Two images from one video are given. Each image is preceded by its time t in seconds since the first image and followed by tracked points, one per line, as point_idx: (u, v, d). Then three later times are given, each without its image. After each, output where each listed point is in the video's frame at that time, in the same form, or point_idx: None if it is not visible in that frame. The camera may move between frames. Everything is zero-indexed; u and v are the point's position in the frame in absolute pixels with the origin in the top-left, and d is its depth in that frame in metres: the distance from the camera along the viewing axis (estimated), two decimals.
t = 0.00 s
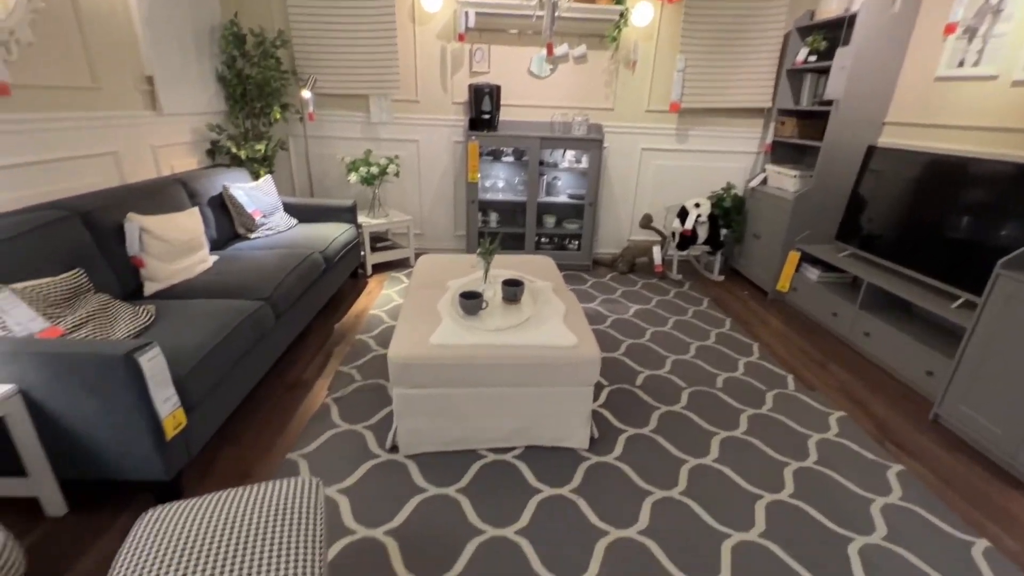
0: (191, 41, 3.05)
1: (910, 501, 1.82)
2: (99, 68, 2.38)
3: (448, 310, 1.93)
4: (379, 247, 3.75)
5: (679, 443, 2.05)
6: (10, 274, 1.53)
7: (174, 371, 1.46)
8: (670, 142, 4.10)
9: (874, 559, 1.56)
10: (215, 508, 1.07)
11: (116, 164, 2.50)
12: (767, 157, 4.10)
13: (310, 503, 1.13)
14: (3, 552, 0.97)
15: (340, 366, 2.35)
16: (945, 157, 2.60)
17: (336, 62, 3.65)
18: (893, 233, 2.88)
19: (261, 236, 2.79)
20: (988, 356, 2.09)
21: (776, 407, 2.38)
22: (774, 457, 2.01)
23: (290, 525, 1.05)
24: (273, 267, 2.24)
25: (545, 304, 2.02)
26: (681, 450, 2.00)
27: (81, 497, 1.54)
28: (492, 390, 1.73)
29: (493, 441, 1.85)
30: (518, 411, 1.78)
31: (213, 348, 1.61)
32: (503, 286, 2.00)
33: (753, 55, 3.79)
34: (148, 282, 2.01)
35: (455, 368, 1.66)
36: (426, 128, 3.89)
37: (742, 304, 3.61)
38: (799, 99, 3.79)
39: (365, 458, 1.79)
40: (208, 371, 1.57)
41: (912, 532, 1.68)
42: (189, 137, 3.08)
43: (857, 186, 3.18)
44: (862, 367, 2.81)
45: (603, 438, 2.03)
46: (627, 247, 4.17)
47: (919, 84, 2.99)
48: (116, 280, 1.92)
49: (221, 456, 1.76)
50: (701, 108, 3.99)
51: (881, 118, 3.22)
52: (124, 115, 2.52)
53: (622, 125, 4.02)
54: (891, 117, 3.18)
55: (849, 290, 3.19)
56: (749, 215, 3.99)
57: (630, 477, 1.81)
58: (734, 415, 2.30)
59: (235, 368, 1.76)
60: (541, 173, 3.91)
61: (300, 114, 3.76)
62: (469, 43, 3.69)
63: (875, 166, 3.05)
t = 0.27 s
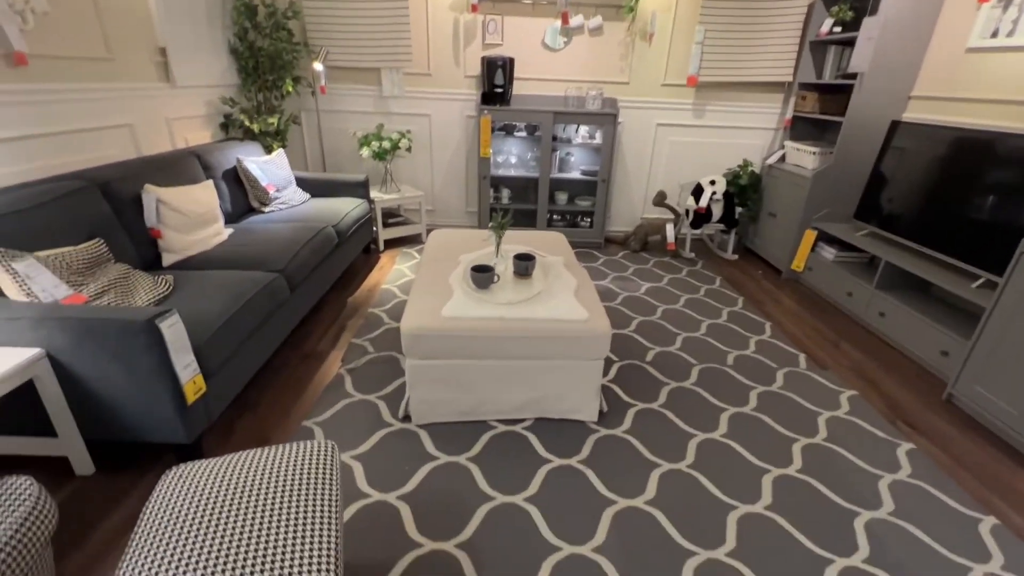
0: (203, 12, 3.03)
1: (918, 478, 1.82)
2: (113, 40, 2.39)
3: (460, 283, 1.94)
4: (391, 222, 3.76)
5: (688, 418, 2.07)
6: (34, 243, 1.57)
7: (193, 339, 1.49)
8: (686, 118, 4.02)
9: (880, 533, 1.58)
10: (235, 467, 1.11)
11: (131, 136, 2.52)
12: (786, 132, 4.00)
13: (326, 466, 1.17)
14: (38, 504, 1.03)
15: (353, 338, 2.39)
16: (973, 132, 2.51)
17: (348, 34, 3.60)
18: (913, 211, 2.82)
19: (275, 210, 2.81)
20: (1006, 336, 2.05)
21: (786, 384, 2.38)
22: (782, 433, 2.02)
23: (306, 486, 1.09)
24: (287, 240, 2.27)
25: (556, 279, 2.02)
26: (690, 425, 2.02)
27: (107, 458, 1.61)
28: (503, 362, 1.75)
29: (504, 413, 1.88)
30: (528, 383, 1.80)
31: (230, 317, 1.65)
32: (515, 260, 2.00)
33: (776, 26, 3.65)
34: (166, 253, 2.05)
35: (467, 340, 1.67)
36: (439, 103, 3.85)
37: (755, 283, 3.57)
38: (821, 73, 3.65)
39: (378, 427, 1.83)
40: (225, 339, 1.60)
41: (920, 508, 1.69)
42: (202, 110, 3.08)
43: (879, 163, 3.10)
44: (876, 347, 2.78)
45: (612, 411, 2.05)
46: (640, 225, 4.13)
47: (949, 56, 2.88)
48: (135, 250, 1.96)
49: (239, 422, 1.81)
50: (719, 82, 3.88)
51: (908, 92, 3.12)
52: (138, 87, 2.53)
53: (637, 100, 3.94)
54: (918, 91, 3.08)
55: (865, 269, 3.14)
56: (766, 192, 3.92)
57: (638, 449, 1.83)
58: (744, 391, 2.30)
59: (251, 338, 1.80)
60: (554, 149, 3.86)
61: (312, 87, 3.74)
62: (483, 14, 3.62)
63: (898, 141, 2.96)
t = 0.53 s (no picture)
0: None
1: (923, 465, 1.83)
2: (121, 19, 2.38)
3: (467, 266, 1.94)
4: (398, 206, 3.76)
5: (693, 402, 2.07)
6: (47, 221, 1.59)
7: (203, 317, 1.51)
8: (697, 101, 3.96)
9: (882, 517, 1.59)
10: (246, 441, 1.14)
11: (140, 117, 2.53)
12: (798, 117, 3.93)
13: (334, 443, 1.18)
14: (55, 474, 1.06)
15: (361, 320, 2.41)
16: (990, 116, 2.46)
17: (355, 14, 3.56)
18: (926, 198, 2.78)
19: (283, 192, 2.82)
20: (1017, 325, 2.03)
21: (792, 370, 2.38)
22: (787, 419, 2.02)
23: (314, 461, 1.11)
24: (295, 222, 2.28)
25: (563, 263, 2.02)
26: (695, 409, 2.03)
27: (121, 433, 1.65)
28: (509, 344, 1.76)
29: (510, 395, 1.89)
30: (534, 365, 1.81)
31: (239, 296, 1.66)
32: (522, 243, 2.00)
33: (791, 7, 3.56)
34: (175, 233, 2.07)
35: (473, 322, 1.68)
36: (446, 85, 3.82)
37: (763, 270, 3.55)
38: (837, 56, 3.58)
39: (385, 407, 1.85)
40: (235, 318, 1.62)
41: (922, 493, 1.69)
42: (210, 91, 3.08)
43: (892, 148, 3.04)
44: (884, 335, 2.77)
45: (617, 394, 2.06)
46: (647, 210, 4.10)
47: (969, 38, 2.81)
48: (146, 230, 1.98)
49: (249, 400, 1.84)
50: (732, 65, 3.82)
51: (925, 75, 3.05)
52: (146, 67, 2.53)
53: (647, 83, 3.88)
54: (935, 74, 3.01)
55: (875, 256, 3.11)
56: (776, 178, 3.87)
57: (642, 432, 1.85)
58: (749, 376, 2.31)
59: (260, 318, 1.82)
60: (562, 133, 3.83)
61: (319, 68, 3.72)
62: None
63: (913, 126, 2.91)
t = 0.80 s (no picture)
0: None
1: (924, 456, 1.83)
2: (127, 5, 2.38)
3: (471, 255, 1.95)
4: (402, 195, 3.76)
5: (696, 392, 2.08)
6: (56, 208, 1.61)
7: (211, 305, 1.53)
8: (704, 92, 3.93)
9: (882, 507, 1.60)
10: (254, 426, 1.16)
11: (146, 104, 2.54)
12: (806, 108, 3.89)
13: (340, 429, 1.20)
14: (68, 456, 1.08)
15: (365, 309, 2.43)
16: (1001, 108, 2.43)
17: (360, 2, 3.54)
18: (934, 190, 2.76)
19: (288, 180, 2.82)
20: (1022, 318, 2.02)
21: (795, 362, 2.38)
22: (789, 409, 2.03)
23: (320, 447, 1.13)
24: (300, 211, 2.28)
25: (568, 253, 2.03)
26: (698, 399, 2.04)
27: (130, 417, 1.67)
28: (513, 333, 1.77)
29: (513, 383, 1.91)
30: (537, 354, 1.82)
31: (246, 284, 1.67)
32: (527, 233, 2.00)
33: None
34: (182, 221, 2.08)
35: (477, 311, 1.70)
36: (451, 74, 3.80)
37: (768, 262, 3.54)
38: (846, 46, 3.53)
39: (390, 394, 1.87)
40: (242, 305, 1.64)
41: (923, 484, 1.70)
42: (216, 79, 3.08)
43: (901, 140, 3.02)
44: (889, 328, 2.76)
45: (620, 384, 2.07)
46: (652, 201, 4.09)
47: (981, 28, 2.76)
48: (153, 217, 2.00)
49: (255, 387, 1.86)
50: (739, 55, 3.78)
51: (935, 66, 3.01)
52: (152, 54, 2.54)
53: (654, 72, 3.85)
54: (946, 65, 2.97)
55: (881, 249, 3.10)
56: (783, 169, 3.84)
57: (645, 421, 1.86)
58: (752, 367, 2.31)
59: (266, 306, 1.83)
60: (568, 123, 3.81)
61: (325, 57, 3.70)
62: None
63: (922, 118, 2.88)
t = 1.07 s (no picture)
0: None
1: (923, 450, 1.84)
2: None
3: (472, 247, 1.95)
4: (404, 187, 3.76)
5: (696, 385, 2.09)
6: (58, 198, 1.61)
7: (213, 295, 1.54)
8: (708, 84, 3.90)
9: (880, 499, 1.60)
10: (256, 416, 1.16)
11: (148, 95, 2.53)
12: (811, 101, 3.86)
13: (342, 419, 1.21)
14: (73, 444, 1.09)
15: (367, 300, 2.43)
16: (1007, 101, 2.41)
17: None
18: (938, 184, 2.74)
19: (289, 172, 2.82)
20: None
21: (796, 355, 2.39)
22: (789, 403, 2.03)
23: (323, 437, 1.13)
24: (302, 202, 2.28)
25: (569, 246, 2.02)
26: (698, 391, 2.04)
27: (134, 406, 1.69)
28: (514, 325, 1.78)
29: (514, 375, 1.91)
30: (538, 346, 1.83)
31: (248, 275, 1.68)
32: (529, 225, 2.00)
33: None
34: (184, 212, 2.09)
35: (478, 303, 1.70)
36: (453, 65, 3.78)
37: (771, 255, 3.53)
38: (852, 38, 3.50)
39: (392, 385, 1.88)
40: (244, 296, 1.64)
41: (921, 477, 1.71)
42: (217, 69, 3.07)
43: (906, 133, 3.00)
44: (890, 322, 2.76)
45: (620, 376, 2.08)
46: (655, 195, 4.07)
47: (989, 20, 2.73)
48: (155, 208, 2.00)
49: (258, 377, 1.87)
50: (744, 47, 3.75)
51: (942, 58, 2.98)
52: (153, 44, 2.53)
53: (657, 64, 3.82)
54: (953, 57, 2.94)
55: (884, 243, 3.09)
56: (786, 163, 3.82)
57: (645, 414, 1.87)
58: (753, 361, 2.32)
59: (268, 297, 1.84)
60: (570, 115, 3.79)
61: (326, 48, 3.69)
62: None
63: (928, 111, 2.85)
